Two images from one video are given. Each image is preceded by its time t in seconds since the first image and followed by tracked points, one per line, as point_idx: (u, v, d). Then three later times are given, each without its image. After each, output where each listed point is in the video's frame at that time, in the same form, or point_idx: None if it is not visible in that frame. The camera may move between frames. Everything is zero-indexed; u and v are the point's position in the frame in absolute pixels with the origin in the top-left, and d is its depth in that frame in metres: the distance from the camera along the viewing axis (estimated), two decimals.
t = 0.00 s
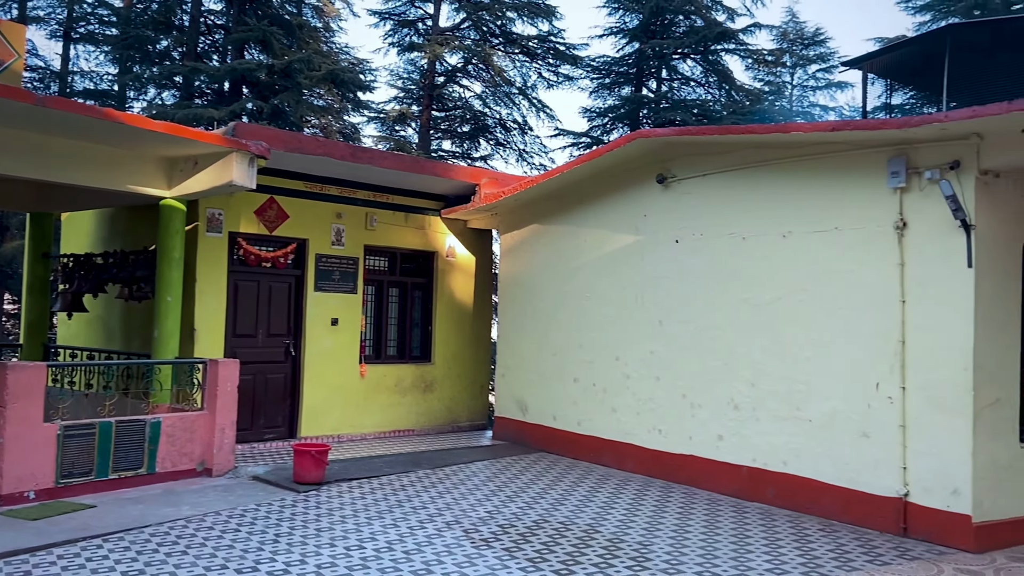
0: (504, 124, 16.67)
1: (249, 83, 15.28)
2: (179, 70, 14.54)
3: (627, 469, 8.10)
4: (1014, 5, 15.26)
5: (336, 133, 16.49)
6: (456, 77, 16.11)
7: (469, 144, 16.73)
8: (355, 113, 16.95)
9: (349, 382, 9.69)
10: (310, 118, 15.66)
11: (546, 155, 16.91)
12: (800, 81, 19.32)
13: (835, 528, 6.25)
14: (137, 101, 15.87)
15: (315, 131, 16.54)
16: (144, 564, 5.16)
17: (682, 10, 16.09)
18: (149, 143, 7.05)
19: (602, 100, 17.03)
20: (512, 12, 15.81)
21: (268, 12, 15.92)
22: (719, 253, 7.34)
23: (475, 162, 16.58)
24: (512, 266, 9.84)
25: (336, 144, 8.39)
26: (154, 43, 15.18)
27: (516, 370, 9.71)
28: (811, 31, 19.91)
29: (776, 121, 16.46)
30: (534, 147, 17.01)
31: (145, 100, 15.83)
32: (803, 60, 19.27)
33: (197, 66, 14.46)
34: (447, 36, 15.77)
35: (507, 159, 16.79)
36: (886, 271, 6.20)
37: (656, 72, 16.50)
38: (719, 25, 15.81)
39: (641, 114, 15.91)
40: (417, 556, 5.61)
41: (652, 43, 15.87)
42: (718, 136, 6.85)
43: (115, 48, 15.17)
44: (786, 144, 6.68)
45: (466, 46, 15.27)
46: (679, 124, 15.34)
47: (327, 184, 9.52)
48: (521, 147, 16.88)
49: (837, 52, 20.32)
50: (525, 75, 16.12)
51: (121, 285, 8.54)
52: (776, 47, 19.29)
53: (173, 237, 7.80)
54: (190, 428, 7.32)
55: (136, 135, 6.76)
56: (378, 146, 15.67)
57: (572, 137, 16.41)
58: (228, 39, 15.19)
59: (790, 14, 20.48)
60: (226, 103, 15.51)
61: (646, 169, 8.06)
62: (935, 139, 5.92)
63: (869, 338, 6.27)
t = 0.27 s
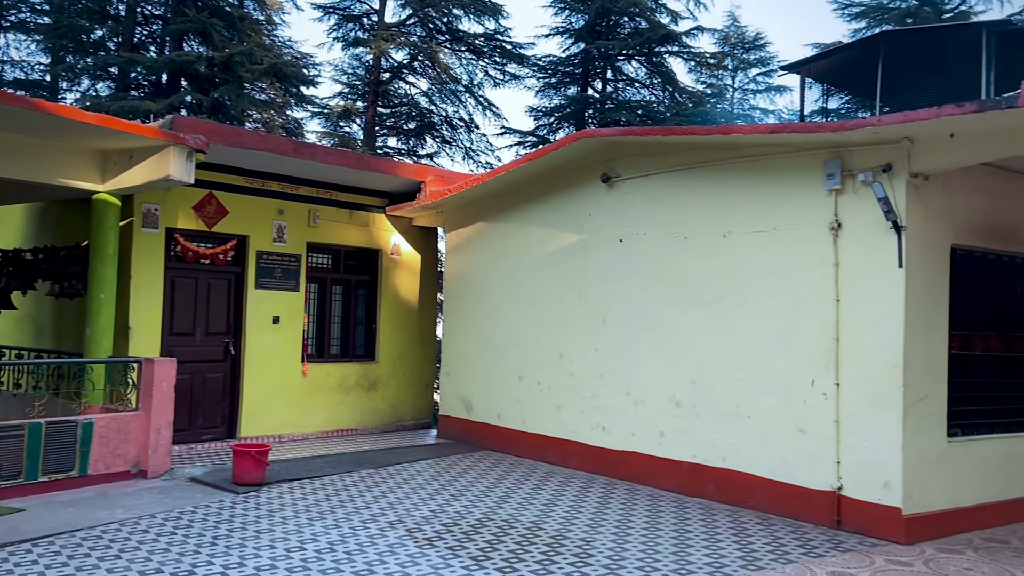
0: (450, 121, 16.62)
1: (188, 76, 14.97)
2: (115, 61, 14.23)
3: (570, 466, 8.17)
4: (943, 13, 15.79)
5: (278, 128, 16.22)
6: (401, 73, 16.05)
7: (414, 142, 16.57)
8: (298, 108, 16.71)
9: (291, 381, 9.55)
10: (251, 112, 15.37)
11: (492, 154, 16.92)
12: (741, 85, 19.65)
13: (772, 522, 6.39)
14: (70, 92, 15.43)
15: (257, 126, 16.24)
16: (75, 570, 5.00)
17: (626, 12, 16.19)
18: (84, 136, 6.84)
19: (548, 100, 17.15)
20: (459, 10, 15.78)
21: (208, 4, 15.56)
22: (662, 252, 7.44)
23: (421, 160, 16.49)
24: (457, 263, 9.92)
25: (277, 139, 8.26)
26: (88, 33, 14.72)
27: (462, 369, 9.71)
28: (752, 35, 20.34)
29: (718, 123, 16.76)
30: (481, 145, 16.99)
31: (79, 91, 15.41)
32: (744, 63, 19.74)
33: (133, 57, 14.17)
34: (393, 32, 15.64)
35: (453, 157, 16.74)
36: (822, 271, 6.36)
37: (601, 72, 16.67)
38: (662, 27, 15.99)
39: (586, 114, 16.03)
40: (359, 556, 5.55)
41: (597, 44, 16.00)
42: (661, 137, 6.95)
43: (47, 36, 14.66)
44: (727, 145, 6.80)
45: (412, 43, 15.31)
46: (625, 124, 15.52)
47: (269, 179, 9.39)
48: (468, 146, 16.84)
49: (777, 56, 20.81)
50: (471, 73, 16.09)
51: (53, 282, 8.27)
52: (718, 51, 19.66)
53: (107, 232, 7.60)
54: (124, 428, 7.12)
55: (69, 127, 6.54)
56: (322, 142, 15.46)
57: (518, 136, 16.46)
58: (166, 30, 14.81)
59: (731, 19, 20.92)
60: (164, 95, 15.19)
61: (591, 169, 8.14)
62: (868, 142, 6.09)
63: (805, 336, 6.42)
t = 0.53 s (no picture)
0: (394, 118, 16.49)
1: (122, 67, 14.55)
2: (44, 50, 13.78)
3: (513, 463, 8.21)
4: (875, 23, 16.06)
5: (217, 122, 15.87)
6: (344, 69, 15.81)
7: (358, 138, 16.37)
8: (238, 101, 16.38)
9: (228, 381, 9.37)
10: (188, 105, 14.99)
11: (437, 151, 16.86)
12: (682, 87, 20.31)
13: (710, 516, 6.51)
14: None
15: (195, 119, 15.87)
16: None
17: (571, 12, 16.28)
18: (10, 126, 6.58)
19: (493, 98, 17.20)
20: (403, 6, 15.69)
21: None
22: (604, 251, 7.52)
23: (364, 156, 16.34)
24: (400, 260, 9.87)
25: (215, 133, 8.09)
26: (16, 20, 14.17)
27: (406, 367, 9.66)
28: (693, 38, 20.74)
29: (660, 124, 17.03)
30: (425, 143, 16.91)
31: (5, 81, 14.85)
32: (685, 66, 20.24)
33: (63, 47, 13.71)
34: (336, 26, 15.43)
35: (397, 154, 16.62)
36: (758, 270, 6.51)
37: (546, 72, 16.77)
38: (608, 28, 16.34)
39: (530, 113, 16.12)
40: (298, 558, 5.46)
41: (542, 44, 16.07)
42: (604, 137, 7.01)
43: None
44: (667, 146, 6.91)
45: (355, 38, 15.10)
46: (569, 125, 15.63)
47: (206, 174, 9.19)
48: (412, 143, 16.74)
49: (717, 60, 21.27)
50: (415, 70, 16.00)
51: None
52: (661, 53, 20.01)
53: (34, 227, 7.35)
54: (52, 430, 6.88)
55: None
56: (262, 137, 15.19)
57: (464, 134, 16.45)
58: (99, 20, 14.35)
59: (673, 22, 21.32)
60: (96, 86, 14.73)
61: (535, 167, 8.17)
62: (803, 146, 6.26)
63: (742, 333, 6.57)
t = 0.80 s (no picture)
0: (336, 113, 16.28)
1: (49, 56, 14.03)
2: None
3: (454, 462, 8.18)
4: (810, 28, 16.35)
5: (149, 114, 15.40)
6: (283, 62, 15.50)
7: (298, 132, 16.25)
8: (173, 94, 15.93)
9: (160, 381, 9.12)
10: (120, 97, 14.51)
11: (379, 148, 16.72)
12: (625, 88, 20.64)
13: (648, 512, 6.59)
14: None
15: (126, 111, 15.37)
16: None
17: (514, 10, 16.28)
18: None
19: (436, 95, 17.14)
20: None
21: None
22: (546, 250, 7.54)
23: (304, 151, 16.10)
24: (341, 257, 9.74)
25: (146, 125, 7.85)
26: None
27: (346, 366, 9.55)
28: (635, 40, 21.02)
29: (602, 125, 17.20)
30: (367, 139, 16.76)
31: None
32: (627, 67, 20.58)
33: None
34: (274, 18, 15.05)
35: (338, 150, 16.43)
36: (696, 269, 6.61)
37: (489, 70, 16.74)
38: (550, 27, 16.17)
39: (474, 111, 16.15)
40: (232, 561, 5.33)
41: (485, 41, 16.04)
42: (545, 136, 7.03)
43: None
44: (607, 146, 6.96)
45: (295, 30, 14.77)
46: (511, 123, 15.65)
47: (136, 167, 8.93)
48: (354, 139, 16.56)
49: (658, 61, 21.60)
50: (357, 64, 15.81)
51: None
52: (604, 54, 20.26)
53: None
54: None
55: None
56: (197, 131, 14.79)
57: (407, 131, 16.35)
58: (24, 6, 13.78)
59: (615, 22, 21.53)
60: (20, 75, 14.16)
61: (477, 165, 8.16)
62: (740, 147, 6.37)
63: (681, 331, 6.66)
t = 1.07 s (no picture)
0: (274, 108, 16.01)
1: None
2: None
3: (394, 462, 8.12)
4: (747, 33, 16.86)
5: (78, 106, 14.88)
6: (220, 55, 15.17)
7: (235, 127, 15.91)
8: (103, 85, 15.44)
9: (87, 381, 8.83)
10: (46, 88, 13.99)
11: (319, 144, 16.51)
12: (567, 88, 21.03)
13: (587, 509, 6.65)
14: None
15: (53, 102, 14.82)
16: None
17: (457, 9, 16.27)
18: None
19: (379, 92, 16.99)
20: None
21: None
22: (487, 249, 7.55)
23: (241, 147, 15.78)
24: (280, 255, 9.57)
25: (74, 118, 7.58)
26: None
27: (283, 366, 9.39)
28: (577, 41, 21.26)
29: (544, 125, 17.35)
30: (307, 135, 16.54)
31: None
32: (570, 68, 20.83)
33: None
34: (211, 9, 14.68)
35: (277, 146, 16.17)
36: (635, 269, 6.70)
37: (432, 67, 16.71)
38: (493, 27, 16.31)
39: (416, 108, 16.03)
40: (162, 566, 5.18)
41: (428, 39, 15.95)
42: (487, 134, 7.03)
43: None
44: (548, 146, 6.99)
45: (232, 22, 14.38)
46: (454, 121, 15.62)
47: (63, 161, 8.62)
48: (293, 134, 16.31)
49: (600, 63, 21.89)
50: (297, 59, 15.56)
51: None
52: (547, 54, 20.45)
53: None
54: None
55: None
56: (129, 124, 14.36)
57: (348, 128, 16.17)
58: None
59: (558, 23, 21.80)
60: None
61: (419, 163, 8.12)
62: (678, 149, 6.47)
63: (620, 331, 6.74)
